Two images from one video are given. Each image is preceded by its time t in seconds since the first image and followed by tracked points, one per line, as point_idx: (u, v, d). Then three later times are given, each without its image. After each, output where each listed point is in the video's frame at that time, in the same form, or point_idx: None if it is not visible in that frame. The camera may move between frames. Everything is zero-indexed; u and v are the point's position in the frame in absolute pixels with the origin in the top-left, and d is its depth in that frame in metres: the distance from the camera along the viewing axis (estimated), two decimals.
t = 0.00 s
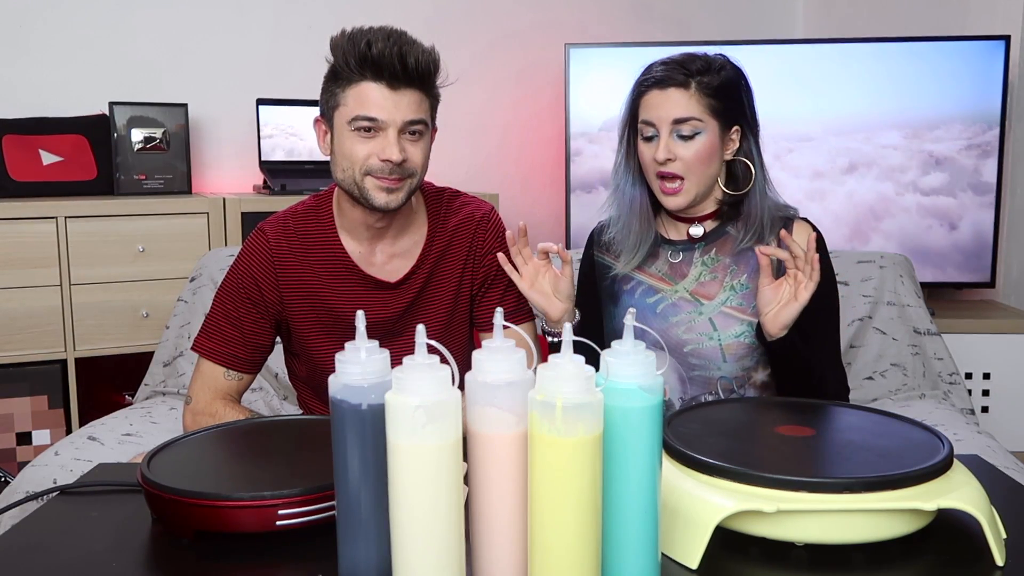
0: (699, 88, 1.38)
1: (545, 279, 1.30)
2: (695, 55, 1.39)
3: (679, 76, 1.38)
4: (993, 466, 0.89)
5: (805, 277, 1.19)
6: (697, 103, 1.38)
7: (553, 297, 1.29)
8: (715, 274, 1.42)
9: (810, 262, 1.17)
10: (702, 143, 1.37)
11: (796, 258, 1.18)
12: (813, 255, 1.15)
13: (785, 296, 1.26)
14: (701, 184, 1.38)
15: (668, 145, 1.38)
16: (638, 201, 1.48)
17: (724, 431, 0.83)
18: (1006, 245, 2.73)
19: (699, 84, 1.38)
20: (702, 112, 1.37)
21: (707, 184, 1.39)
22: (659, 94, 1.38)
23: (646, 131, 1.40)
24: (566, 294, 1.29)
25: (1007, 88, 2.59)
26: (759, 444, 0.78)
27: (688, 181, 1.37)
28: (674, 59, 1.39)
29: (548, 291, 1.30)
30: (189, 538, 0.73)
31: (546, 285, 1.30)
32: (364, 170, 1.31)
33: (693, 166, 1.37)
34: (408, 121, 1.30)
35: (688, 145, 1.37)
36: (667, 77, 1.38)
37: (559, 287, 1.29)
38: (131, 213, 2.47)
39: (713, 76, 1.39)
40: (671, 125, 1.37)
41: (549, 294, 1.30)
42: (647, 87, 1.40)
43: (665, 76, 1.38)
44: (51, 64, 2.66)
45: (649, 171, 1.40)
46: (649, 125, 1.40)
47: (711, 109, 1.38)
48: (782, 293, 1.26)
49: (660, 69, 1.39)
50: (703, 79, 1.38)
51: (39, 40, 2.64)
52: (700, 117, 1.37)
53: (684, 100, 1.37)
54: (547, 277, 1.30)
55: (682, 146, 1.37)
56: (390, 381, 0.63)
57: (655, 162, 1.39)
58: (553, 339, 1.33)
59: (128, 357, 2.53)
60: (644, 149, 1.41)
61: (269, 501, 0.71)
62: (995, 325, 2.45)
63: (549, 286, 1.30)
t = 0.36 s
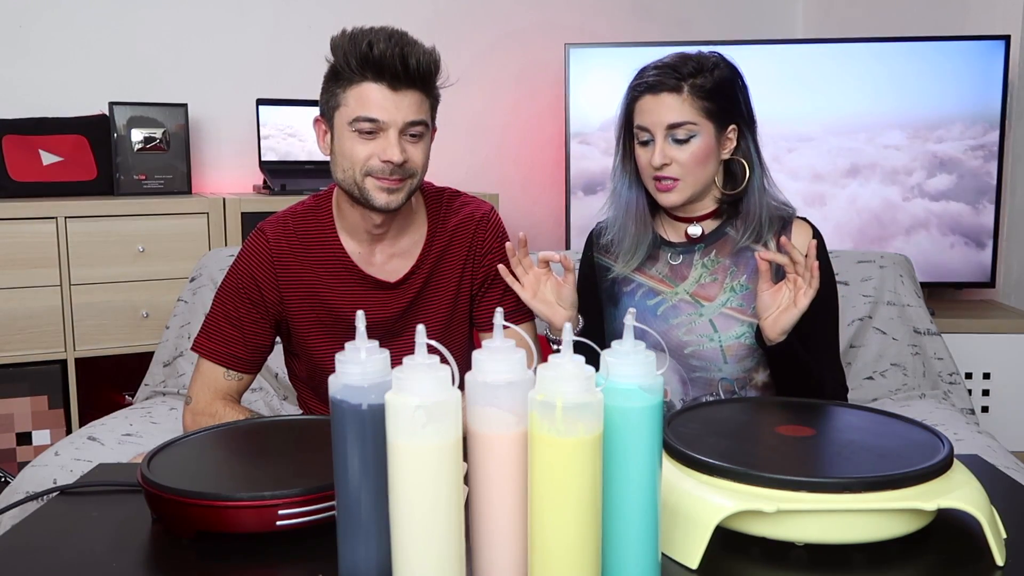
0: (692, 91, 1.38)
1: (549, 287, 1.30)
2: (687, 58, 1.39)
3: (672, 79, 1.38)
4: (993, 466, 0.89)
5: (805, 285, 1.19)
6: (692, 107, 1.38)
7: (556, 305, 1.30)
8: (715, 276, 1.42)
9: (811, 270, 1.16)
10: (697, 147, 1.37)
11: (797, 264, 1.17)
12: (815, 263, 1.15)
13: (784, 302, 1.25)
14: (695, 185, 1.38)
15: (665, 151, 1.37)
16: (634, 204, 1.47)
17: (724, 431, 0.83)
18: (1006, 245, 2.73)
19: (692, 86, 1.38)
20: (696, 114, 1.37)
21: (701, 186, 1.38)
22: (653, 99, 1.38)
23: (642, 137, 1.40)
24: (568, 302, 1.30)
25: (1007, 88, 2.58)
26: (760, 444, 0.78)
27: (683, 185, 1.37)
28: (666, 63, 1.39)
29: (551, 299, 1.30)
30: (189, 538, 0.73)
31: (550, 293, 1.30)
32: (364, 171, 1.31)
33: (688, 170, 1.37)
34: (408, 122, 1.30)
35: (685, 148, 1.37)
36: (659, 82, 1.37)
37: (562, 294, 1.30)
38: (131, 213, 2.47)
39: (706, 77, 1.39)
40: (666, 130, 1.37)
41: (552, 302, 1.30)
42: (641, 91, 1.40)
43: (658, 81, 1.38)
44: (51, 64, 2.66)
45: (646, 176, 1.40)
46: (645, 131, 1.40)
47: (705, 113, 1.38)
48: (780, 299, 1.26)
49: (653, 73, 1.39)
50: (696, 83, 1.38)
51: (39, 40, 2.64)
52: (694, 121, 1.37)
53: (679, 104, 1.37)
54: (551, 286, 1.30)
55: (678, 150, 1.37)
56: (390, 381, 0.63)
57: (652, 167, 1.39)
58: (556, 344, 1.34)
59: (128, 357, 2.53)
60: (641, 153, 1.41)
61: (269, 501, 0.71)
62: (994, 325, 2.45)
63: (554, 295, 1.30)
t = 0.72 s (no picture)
0: (693, 90, 1.38)
1: (552, 286, 1.30)
2: (688, 57, 1.40)
3: (673, 79, 1.38)
4: (993, 465, 0.89)
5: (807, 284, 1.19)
6: (694, 105, 1.38)
7: (559, 304, 1.30)
8: (717, 276, 1.41)
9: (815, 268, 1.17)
10: (698, 145, 1.37)
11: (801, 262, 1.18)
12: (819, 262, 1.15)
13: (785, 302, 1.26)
14: (696, 185, 1.38)
15: (666, 149, 1.38)
16: (637, 204, 1.48)
17: (725, 431, 0.83)
18: (1006, 245, 2.73)
19: (693, 85, 1.38)
20: (698, 113, 1.37)
21: (702, 186, 1.38)
22: (654, 98, 1.38)
23: (644, 135, 1.40)
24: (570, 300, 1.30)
25: (1007, 88, 2.58)
26: (759, 444, 0.78)
27: (682, 185, 1.37)
28: (668, 62, 1.39)
29: (555, 298, 1.30)
30: (189, 538, 0.73)
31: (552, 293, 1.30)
32: (372, 178, 1.31)
33: (688, 169, 1.37)
34: (417, 130, 1.30)
35: (685, 148, 1.37)
36: (660, 82, 1.37)
37: (564, 293, 1.30)
38: (131, 213, 2.47)
39: (709, 77, 1.39)
40: (667, 128, 1.37)
41: (555, 301, 1.30)
42: (642, 90, 1.40)
43: (659, 79, 1.38)
44: (51, 64, 2.66)
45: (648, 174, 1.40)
46: (646, 129, 1.40)
47: (706, 110, 1.38)
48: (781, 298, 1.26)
49: (655, 72, 1.39)
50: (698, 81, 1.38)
51: (39, 40, 2.64)
52: (697, 119, 1.37)
53: (680, 102, 1.37)
54: (554, 285, 1.30)
55: (679, 149, 1.37)
56: (390, 381, 0.63)
57: (653, 166, 1.39)
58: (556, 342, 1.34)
59: (128, 357, 2.54)
60: (643, 153, 1.41)
61: (269, 501, 0.71)
62: (994, 325, 2.45)
63: (556, 294, 1.30)
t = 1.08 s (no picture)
0: (696, 86, 1.39)
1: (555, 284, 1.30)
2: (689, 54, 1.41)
3: (676, 74, 1.39)
4: (993, 465, 0.89)
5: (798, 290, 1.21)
6: (695, 100, 1.38)
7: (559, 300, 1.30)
8: (716, 276, 1.41)
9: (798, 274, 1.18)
10: (700, 140, 1.38)
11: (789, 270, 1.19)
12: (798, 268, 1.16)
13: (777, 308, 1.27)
14: (700, 177, 1.38)
15: (670, 142, 1.38)
16: (637, 201, 1.47)
17: (725, 431, 0.83)
18: (1006, 245, 2.73)
19: (696, 81, 1.39)
20: (700, 108, 1.38)
21: (705, 180, 1.38)
22: (657, 92, 1.39)
23: (647, 129, 1.40)
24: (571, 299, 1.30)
25: (1007, 88, 2.58)
26: (759, 444, 0.78)
27: (685, 178, 1.37)
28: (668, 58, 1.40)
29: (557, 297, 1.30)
30: (189, 538, 0.73)
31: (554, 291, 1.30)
32: (420, 184, 1.36)
33: (693, 163, 1.37)
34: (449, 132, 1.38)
35: (688, 142, 1.38)
36: (665, 76, 1.39)
37: (568, 291, 1.30)
38: (131, 213, 2.47)
39: (712, 72, 1.40)
40: (672, 122, 1.38)
41: (558, 298, 1.30)
42: (646, 85, 1.41)
43: (662, 75, 1.39)
44: (51, 64, 2.66)
45: (649, 167, 1.39)
46: (649, 124, 1.40)
47: (710, 105, 1.39)
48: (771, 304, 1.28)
49: (656, 67, 1.40)
50: (703, 76, 1.39)
51: (39, 40, 2.64)
52: (699, 112, 1.38)
53: (682, 96, 1.38)
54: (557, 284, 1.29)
55: (682, 143, 1.38)
56: (390, 381, 0.63)
57: (656, 160, 1.39)
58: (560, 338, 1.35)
59: (128, 357, 2.54)
60: (644, 148, 1.41)
61: (269, 501, 0.71)
62: (994, 325, 2.45)
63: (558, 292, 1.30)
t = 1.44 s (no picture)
0: (712, 91, 1.39)
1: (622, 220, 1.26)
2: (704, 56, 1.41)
3: (691, 75, 1.39)
4: (993, 464, 0.89)
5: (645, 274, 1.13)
6: (709, 104, 1.39)
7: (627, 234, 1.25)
8: (707, 273, 1.42)
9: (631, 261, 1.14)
10: (711, 145, 1.39)
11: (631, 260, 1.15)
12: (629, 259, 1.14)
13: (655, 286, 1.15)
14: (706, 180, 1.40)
15: (684, 144, 1.38)
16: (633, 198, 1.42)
17: (724, 431, 0.83)
18: (1006, 245, 2.73)
19: (708, 85, 1.39)
20: (718, 111, 1.40)
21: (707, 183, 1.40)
22: (676, 92, 1.38)
23: (655, 128, 1.39)
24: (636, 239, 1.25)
25: (1007, 88, 2.58)
26: (760, 444, 0.78)
27: (692, 180, 1.38)
28: (678, 57, 1.40)
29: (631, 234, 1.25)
30: (190, 538, 0.73)
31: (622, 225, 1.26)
32: (422, 183, 1.36)
33: (702, 167, 1.38)
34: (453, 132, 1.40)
35: (701, 145, 1.38)
36: (675, 76, 1.39)
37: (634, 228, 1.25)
38: (131, 213, 2.47)
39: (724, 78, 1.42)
40: (687, 124, 1.37)
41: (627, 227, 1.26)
42: (653, 84, 1.40)
43: (670, 74, 1.39)
44: (52, 64, 2.66)
45: (658, 167, 1.38)
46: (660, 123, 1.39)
47: (720, 110, 1.40)
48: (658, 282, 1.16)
49: (664, 66, 1.40)
50: (715, 81, 1.39)
51: (39, 40, 2.64)
52: (712, 117, 1.39)
53: (697, 99, 1.38)
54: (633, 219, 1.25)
55: (696, 146, 1.38)
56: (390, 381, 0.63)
57: (666, 160, 1.38)
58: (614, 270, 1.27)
59: (128, 357, 2.54)
60: (653, 145, 1.39)
61: (269, 501, 0.71)
62: (994, 325, 2.45)
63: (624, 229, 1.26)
